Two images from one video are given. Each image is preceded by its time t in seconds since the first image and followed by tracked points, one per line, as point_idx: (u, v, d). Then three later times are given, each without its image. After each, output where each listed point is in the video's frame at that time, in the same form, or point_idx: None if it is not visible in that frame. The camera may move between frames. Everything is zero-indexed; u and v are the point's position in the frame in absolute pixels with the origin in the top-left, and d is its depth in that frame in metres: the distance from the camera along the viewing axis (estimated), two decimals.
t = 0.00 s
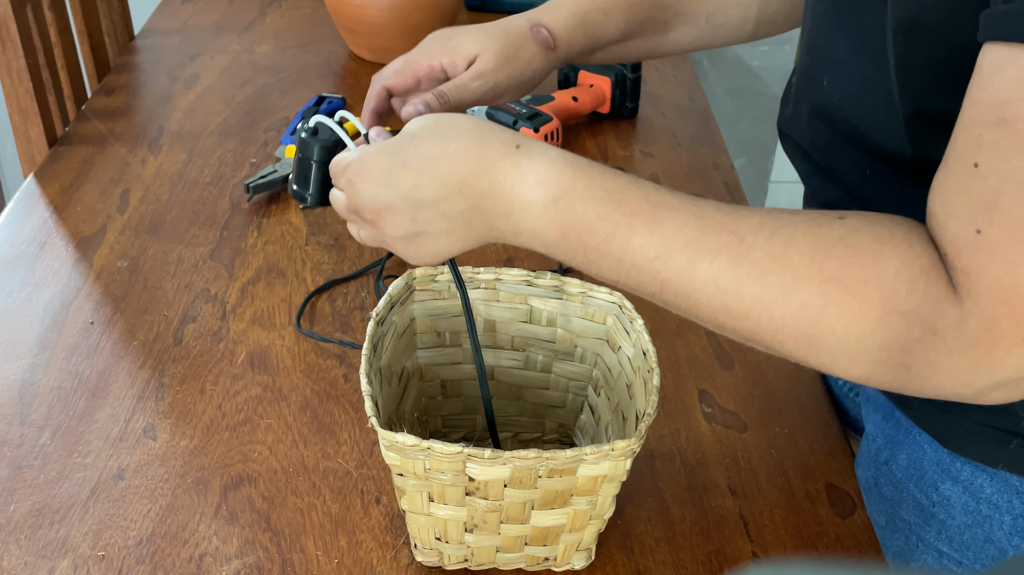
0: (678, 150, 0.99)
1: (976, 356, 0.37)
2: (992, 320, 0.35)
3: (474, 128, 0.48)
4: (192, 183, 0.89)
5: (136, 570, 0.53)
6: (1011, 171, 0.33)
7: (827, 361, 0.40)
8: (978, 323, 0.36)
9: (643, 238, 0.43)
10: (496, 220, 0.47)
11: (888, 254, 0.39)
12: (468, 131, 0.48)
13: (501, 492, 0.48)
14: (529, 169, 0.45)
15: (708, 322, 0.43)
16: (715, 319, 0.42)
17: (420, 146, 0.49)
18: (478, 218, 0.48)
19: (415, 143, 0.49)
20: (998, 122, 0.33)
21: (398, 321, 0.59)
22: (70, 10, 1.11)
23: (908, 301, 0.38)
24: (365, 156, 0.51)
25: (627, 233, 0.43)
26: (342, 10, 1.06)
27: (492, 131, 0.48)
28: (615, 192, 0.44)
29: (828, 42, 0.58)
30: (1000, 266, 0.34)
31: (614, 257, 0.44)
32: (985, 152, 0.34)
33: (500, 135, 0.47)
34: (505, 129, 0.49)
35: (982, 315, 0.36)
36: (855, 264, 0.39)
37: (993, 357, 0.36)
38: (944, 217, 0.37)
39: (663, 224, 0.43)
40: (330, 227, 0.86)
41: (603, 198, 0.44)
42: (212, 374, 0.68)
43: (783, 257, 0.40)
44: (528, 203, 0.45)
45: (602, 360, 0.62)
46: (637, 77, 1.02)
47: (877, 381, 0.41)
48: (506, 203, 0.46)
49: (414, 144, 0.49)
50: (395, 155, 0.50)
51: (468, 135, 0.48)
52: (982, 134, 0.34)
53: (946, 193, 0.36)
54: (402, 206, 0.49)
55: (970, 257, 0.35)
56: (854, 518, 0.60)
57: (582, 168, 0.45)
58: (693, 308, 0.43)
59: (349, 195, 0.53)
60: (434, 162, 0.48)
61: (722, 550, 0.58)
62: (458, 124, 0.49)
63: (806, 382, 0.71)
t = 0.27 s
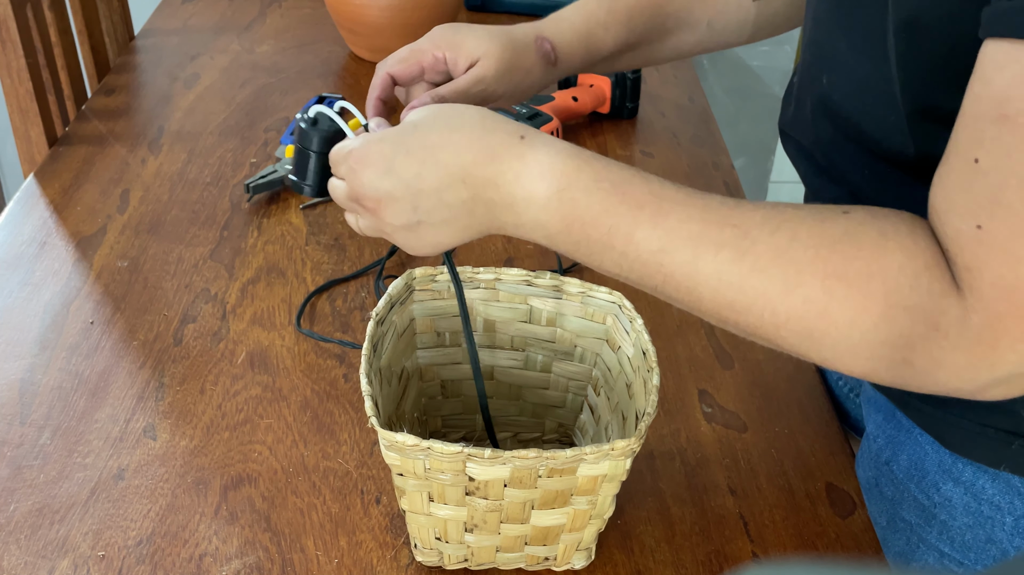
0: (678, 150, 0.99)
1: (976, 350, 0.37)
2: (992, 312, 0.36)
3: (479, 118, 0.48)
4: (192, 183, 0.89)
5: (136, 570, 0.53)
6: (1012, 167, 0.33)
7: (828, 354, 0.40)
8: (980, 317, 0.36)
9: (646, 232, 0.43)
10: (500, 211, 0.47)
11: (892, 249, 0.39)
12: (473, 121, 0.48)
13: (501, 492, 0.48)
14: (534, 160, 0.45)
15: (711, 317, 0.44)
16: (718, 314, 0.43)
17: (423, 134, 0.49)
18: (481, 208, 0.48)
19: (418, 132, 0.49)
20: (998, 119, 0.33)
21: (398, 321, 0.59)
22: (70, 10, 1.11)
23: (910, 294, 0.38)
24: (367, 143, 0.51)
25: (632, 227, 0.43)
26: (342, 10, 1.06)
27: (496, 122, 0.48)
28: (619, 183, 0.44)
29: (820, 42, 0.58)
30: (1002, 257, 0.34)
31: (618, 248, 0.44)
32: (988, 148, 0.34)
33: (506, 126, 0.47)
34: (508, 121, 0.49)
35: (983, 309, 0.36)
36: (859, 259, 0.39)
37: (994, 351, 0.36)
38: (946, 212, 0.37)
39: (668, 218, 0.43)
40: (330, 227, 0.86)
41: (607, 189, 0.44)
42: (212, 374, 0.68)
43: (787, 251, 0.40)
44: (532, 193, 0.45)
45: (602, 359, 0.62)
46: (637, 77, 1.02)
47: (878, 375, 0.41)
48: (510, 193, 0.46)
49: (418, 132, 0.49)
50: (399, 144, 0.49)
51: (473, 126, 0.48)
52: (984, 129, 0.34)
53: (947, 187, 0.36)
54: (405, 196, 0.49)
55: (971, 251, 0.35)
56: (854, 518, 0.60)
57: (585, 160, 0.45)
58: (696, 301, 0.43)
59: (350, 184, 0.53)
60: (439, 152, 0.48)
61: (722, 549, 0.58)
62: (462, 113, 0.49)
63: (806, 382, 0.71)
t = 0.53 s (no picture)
0: (678, 150, 0.99)
1: (973, 344, 0.37)
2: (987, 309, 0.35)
3: (466, 118, 0.48)
4: (192, 183, 0.89)
5: (136, 570, 0.54)
6: (1007, 156, 0.33)
7: (822, 349, 0.41)
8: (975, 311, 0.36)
9: (637, 224, 0.43)
10: (487, 210, 0.47)
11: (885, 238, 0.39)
12: (461, 120, 0.48)
13: (501, 492, 0.48)
14: (521, 158, 0.45)
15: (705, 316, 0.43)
16: (710, 312, 0.43)
17: (411, 133, 0.48)
18: (468, 207, 0.48)
19: (406, 131, 0.49)
20: (991, 107, 0.33)
21: (398, 322, 0.59)
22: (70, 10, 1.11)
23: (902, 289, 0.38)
24: (356, 144, 0.51)
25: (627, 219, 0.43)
26: (342, 10, 1.06)
27: (484, 121, 0.48)
28: (606, 178, 0.44)
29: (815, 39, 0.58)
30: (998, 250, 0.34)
31: (609, 241, 0.43)
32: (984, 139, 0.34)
33: (492, 125, 0.47)
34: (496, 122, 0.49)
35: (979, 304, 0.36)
36: (853, 249, 0.39)
37: (989, 348, 0.36)
38: (939, 200, 0.37)
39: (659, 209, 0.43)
40: (330, 227, 0.86)
41: (596, 184, 0.44)
42: (212, 374, 0.68)
43: (779, 243, 0.40)
44: (519, 192, 0.45)
45: (601, 360, 0.62)
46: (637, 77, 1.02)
47: (875, 369, 0.41)
48: (496, 190, 0.45)
49: (406, 131, 0.49)
50: (385, 142, 0.49)
51: (460, 124, 0.48)
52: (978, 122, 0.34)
53: (940, 179, 0.36)
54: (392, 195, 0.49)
55: (967, 243, 0.35)
56: (853, 518, 0.60)
57: (571, 159, 0.45)
58: (690, 300, 0.43)
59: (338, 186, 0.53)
60: (427, 148, 0.47)
61: (722, 549, 0.58)
62: (451, 114, 0.49)
63: (806, 382, 0.71)
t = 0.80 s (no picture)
0: (678, 150, 0.99)
1: (983, 287, 0.36)
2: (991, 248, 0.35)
3: (454, 107, 0.49)
4: (192, 183, 0.89)
5: (136, 570, 0.53)
6: (989, 84, 0.33)
7: (826, 310, 0.40)
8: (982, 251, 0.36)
9: (630, 191, 0.43)
10: (477, 193, 0.47)
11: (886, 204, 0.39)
12: (451, 109, 0.48)
13: (501, 492, 0.48)
14: (510, 138, 0.46)
15: (707, 293, 0.43)
16: (711, 286, 0.42)
17: (402, 124, 0.48)
18: (459, 194, 0.47)
19: (397, 123, 0.49)
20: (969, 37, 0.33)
21: (397, 322, 0.58)
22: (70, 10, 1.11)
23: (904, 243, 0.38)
24: (346, 139, 0.50)
25: (628, 208, 0.43)
26: (342, 10, 1.06)
27: (473, 108, 0.48)
28: (596, 151, 0.45)
29: (782, 45, 0.58)
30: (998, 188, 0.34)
31: (601, 216, 0.43)
32: (981, 115, 0.34)
33: (478, 111, 0.48)
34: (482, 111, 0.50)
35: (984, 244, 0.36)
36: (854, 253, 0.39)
37: (999, 291, 0.36)
38: (930, 144, 0.37)
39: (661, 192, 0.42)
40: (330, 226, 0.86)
41: (587, 155, 0.44)
42: (212, 374, 0.68)
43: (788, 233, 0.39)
44: (511, 170, 0.45)
45: (601, 359, 0.62)
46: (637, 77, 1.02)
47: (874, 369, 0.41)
48: (488, 172, 0.46)
49: (397, 123, 0.49)
50: (378, 133, 0.49)
51: (450, 112, 0.48)
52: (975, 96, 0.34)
53: (930, 125, 0.36)
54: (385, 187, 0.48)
55: (962, 182, 0.35)
56: (853, 518, 0.60)
57: (557, 137, 0.46)
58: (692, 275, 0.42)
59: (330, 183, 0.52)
60: (420, 137, 0.47)
61: (722, 550, 0.58)
62: (439, 104, 0.49)
63: (806, 382, 0.71)
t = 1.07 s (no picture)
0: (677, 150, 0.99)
1: (1002, 238, 0.37)
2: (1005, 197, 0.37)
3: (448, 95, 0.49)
4: (192, 183, 0.89)
5: (136, 570, 0.53)
6: (976, 38, 0.34)
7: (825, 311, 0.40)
8: (997, 200, 0.37)
9: (637, 171, 0.43)
10: (477, 175, 0.47)
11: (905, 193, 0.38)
12: (444, 96, 0.49)
13: (501, 492, 0.48)
14: (509, 117, 0.46)
15: (717, 268, 0.43)
16: (724, 259, 0.42)
17: (396, 114, 0.49)
18: (457, 178, 0.47)
19: (391, 113, 0.49)
20: None
21: (397, 322, 0.58)
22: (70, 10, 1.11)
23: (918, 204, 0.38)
24: (341, 134, 0.50)
25: (630, 203, 0.43)
26: (342, 10, 1.06)
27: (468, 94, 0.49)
28: (603, 127, 0.45)
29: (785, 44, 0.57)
30: (1001, 135, 0.35)
31: (609, 189, 0.43)
32: (983, 82, 0.35)
33: (474, 95, 0.48)
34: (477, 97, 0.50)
35: (997, 192, 0.37)
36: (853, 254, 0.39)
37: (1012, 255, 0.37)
38: (925, 108, 0.38)
39: (674, 167, 0.42)
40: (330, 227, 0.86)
41: (592, 132, 0.45)
42: (212, 374, 0.68)
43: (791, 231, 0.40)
44: (512, 148, 0.45)
45: (601, 359, 0.62)
46: (637, 77, 1.02)
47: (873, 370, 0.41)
48: (487, 152, 0.46)
49: (390, 114, 0.49)
50: (372, 124, 0.49)
51: (443, 99, 0.48)
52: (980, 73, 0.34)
53: (921, 87, 0.37)
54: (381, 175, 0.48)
55: (966, 135, 0.37)
56: (854, 518, 0.60)
57: (557, 116, 0.46)
58: (701, 251, 0.42)
59: (324, 179, 0.52)
60: (415, 125, 0.47)
61: (722, 550, 0.58)
62: (432, 94, 0.50)
63: (806, 382, 0.71)
